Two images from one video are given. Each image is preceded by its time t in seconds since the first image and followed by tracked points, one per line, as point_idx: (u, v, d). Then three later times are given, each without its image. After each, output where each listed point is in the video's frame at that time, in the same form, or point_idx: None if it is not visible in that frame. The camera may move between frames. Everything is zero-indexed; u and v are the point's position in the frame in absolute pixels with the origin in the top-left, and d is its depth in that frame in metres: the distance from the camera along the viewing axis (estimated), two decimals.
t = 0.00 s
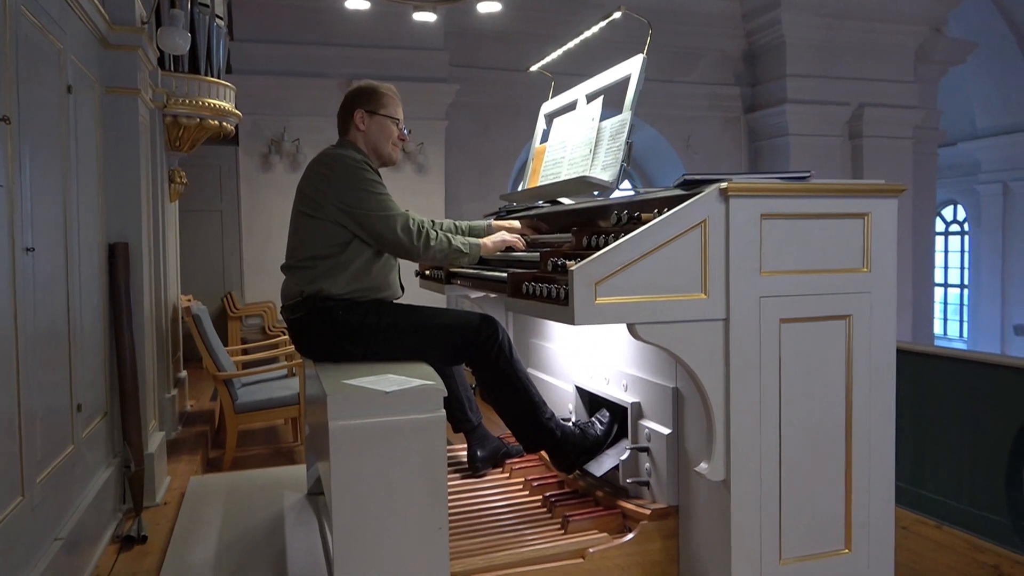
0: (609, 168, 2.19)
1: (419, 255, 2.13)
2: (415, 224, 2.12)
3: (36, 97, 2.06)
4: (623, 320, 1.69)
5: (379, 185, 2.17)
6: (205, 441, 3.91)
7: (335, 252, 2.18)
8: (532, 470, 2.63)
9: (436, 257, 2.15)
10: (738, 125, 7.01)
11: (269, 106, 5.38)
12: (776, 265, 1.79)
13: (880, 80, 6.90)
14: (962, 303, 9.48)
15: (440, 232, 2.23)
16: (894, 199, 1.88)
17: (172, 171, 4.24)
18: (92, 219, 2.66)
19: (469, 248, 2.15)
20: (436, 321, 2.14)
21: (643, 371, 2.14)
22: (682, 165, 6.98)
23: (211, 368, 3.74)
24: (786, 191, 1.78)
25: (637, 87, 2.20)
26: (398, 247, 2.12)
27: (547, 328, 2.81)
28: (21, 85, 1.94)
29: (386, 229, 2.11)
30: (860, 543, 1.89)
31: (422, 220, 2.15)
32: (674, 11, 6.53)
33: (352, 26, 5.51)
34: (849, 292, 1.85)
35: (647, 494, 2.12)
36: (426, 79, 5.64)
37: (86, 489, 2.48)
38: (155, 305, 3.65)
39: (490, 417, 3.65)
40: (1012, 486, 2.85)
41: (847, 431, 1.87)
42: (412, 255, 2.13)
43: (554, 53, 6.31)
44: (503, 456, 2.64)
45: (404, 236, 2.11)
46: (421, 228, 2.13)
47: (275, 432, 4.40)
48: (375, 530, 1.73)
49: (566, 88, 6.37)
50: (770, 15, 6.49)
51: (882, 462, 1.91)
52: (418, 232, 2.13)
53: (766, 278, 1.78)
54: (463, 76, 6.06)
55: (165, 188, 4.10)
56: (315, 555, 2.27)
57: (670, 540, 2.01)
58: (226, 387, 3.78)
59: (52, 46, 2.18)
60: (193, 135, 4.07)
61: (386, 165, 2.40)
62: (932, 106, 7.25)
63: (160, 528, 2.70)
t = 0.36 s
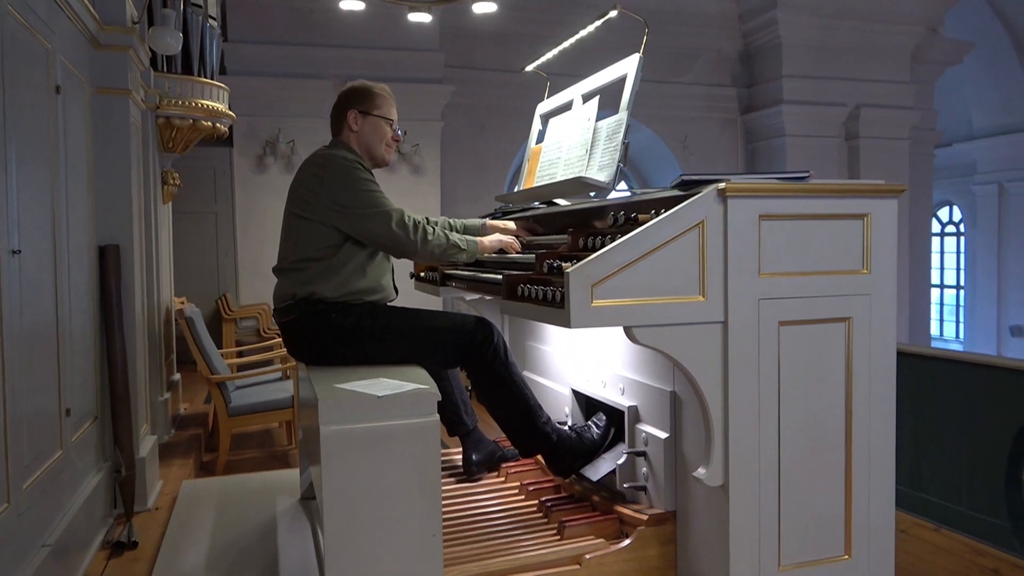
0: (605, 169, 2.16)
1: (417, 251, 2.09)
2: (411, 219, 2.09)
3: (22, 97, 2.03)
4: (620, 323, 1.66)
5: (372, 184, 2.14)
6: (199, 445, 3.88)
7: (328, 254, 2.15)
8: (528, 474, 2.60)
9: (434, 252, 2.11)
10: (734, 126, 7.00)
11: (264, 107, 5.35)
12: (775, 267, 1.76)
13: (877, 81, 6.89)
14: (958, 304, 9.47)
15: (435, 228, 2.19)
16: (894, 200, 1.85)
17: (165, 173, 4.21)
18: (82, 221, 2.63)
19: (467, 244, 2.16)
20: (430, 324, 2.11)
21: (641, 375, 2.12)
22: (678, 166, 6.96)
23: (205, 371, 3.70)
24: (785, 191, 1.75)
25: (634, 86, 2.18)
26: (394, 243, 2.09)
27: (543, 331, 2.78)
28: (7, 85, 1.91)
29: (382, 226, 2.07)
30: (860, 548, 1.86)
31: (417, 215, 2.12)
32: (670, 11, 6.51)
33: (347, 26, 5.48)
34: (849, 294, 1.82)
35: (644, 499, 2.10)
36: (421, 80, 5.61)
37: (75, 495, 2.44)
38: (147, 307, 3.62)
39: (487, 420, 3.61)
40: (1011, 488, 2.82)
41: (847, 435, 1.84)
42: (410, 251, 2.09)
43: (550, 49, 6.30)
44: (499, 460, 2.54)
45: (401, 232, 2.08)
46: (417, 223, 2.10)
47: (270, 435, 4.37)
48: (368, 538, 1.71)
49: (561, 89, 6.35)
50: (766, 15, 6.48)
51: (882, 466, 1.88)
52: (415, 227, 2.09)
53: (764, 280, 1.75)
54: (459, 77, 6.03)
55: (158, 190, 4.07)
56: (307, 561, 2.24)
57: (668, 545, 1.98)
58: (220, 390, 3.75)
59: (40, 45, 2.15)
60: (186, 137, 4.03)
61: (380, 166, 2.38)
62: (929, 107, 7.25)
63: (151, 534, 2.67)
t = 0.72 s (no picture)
0: (604, 169, 2.12)
1: (416, 247, 2.05)
2: (408, 214, 2.04)
3: (10, 94, 1.99)
4: (618, 326, 1.62)
5: (368, 181, 2.10)
6: (196, 448, 3.84)
7: (322, 253, 2.11)
8: (526, 479, 2.56)
9: (434, 249, 2.07)
10: (737, 126, 6.95)
11: (263, 107, 5.31)
12: (777, 269, 1.72)
13: (881, 82, 6.84)
14: (962, 306, 9.41)
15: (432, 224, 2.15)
16: (900, 199, 1.81)
17: (162, 173, 4.17)
18: (74, 221, 2.59)
19: (466, 240, 2.12)
20: (425, 326, 2.07)
21: (640, 378, 2.07)
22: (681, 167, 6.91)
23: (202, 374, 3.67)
24: (786, 191, 1.71)
25: (633, 85, 2.13)
26: (390, 239, 2.03)
27: (541, 333, 2.74)
28: None
29: (380, 223, 2.03)
30: (864, 557, 1.82)
31: (414, 210, 2.07)
32: (672, 12, 6.47)
33: (347, 27, 5.45)
34: (854, 296, 1.78)
35: (643, 506, 2.05)
36: (422, 80, 5.58)
37: (66, 501, 2.40)
38: (142, 309, 3.58)
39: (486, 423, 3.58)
40: (1017, 494, 2.77)
41: (850, 441, 1.80)
42: (409, 248, 2.05)
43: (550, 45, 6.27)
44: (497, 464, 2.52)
45: (400, 229, 2.03)
46: (414, 218, 2.05)
47: (268, 438, 4.34)
48: (358, 547, 1.67)
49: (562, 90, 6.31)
50: (769, 16, 6.43)
51: (887, 474, 1.83)
52: (414, 223, 2.05)
53: (766, 282, 1.71)
54: (460, 77, 6.00)
55: (155, 190, 4.03)
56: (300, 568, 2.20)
57: (667, 553, 1.94)
58: (217, 392, 3.71)
59: (29, 42, 2.11)
60: (183, 136, 3.99)
61: (377, 166, 2.34)
62: (933, 108, 7.20)
63: (143, 539, 2.63)
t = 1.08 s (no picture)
0: (608, 169, 2.07)
1: (418, 249, 2.01)
2: (411, 216, 2.01)
3: (5, 95, 1.96)
4: (620, 330, 1.57)
5: (370, 182, 2.06)
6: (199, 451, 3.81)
7: (323, 255, 2.07)
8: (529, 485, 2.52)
9: (438, 250, 2.03)
10: (745, 127, 6.89)
11: (268, 109, 5.28)
12: (785, 271, 1.67)
13: (890, 82, 6.77)
14: (974, 308, 9.30)
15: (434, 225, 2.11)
16: (912, 200, 1.76)
17: (166, 175, 4.11)
18: (73, 223, 2.56)
19: (468, 240, 2.07)
20: (425, 330, 2.03)
21: (645, 383, 2.03)
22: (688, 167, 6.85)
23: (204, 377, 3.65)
24: (795, 191, 1.66)
25: (638, 83, 2.08)
26: (393, 242, 2.00)
27: (545, 337, 2.69)
28: None
29: (382, 224, 1.99)
30: (876, 568, 1.77)
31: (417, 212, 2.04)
32: (680, 12, 6.42)
33: (352, 28, 5.42)
34: (864, 299, 1.73)
35: (648, 514, 2.01)
36: (427, 81, 5.54)
37: (63, 507, 2.37)
38: (144, 311, 3.55)
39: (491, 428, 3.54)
40: None
41: (861, 449, 1.75)
42: (412, 249, 2.00)
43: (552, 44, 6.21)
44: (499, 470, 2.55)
45: (402, 230, 1.99)
46: (417, 220, 2.01)
47: (271, 441, 4.31)
48: (355, 557, 1.63)
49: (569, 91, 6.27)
50: (778, 15, 6.37)
51: (899, 482, 1.78)
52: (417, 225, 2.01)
53: (773, 285, 1.66)
54: (465, 78, 5.96)
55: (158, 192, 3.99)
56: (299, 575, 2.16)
57: (672, 563, 1.89)
58: (219, 395, 3.68)
59: (25, 41, 2.09)
60: (186, 138, 3.97)
61: (378, 169, 2.31)
62: (943, 108, 7.12)
63: (141, 545, 2.59)
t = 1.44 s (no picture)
0: (614, 167, 2.03)
1: (436, 251, 2.02)
2: (430, 218, 2.01)
3: (5, 93, 1.95)
4: (624, 332, 1.53)
5: (386, 182, 2.05)
6: (204, 452, 3.79)
7: (332, 255, 2.04)
8: (534, 489, 2.47)
9: (454, 252, 2.03)
10: (757, 127, 6.83)
11: (277, 108, 5.26)
12: (795, 273, 1.63)
13: (904, 82, 6.69)
14: (988, 310, 9.18)
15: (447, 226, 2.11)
16: (926, 199, 1.70)
17: (173, 174, 4.09)
18: (75, 222, 2.54)
19: (486, 241, 2.09)
20: (427, 331, 1.99)
21: (651, 386, 1.99)
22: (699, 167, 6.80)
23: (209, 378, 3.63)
24: (805, 189, 1.61)
25: (645, 79, 2.04)
26: (412, 243, 2.00)
27: (551, 339, 2.66)
28: None
29: (400, 225, 1.98)
30: None
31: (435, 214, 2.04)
32: (691, 11, 6.36)
33: (361, 28, 5.41)
34: (877, 302, 1.68)
35: (654, 520, 1.97)
36: (435, 81, 5.51)
37: (63, 508, 2.34)
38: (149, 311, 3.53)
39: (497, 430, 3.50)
40: None
41: (874, 455, 1.70)
42: (430, 251, 2.01)
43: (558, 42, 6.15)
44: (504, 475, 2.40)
45: (420, 232, 1.99)
46: (436, 222, 2.01)
47: (277, 441, 4.29)
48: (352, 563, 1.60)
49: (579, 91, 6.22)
50: (790, 15, 6.31)
51: (912, 489, 1.73)
52: (435, 226, 2.01)
53: (782, 286, 1.61)
54: (475, 79, 5.93)
55: (165, 192, 3.97)
56: None
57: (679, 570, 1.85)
58: (224, 395, 3.65)
59: (25, 38, 2.07)
60: (194, 137, 3.95)
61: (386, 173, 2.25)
62: (958, 108, 7.03)
63: (143, 547, 2.57)
